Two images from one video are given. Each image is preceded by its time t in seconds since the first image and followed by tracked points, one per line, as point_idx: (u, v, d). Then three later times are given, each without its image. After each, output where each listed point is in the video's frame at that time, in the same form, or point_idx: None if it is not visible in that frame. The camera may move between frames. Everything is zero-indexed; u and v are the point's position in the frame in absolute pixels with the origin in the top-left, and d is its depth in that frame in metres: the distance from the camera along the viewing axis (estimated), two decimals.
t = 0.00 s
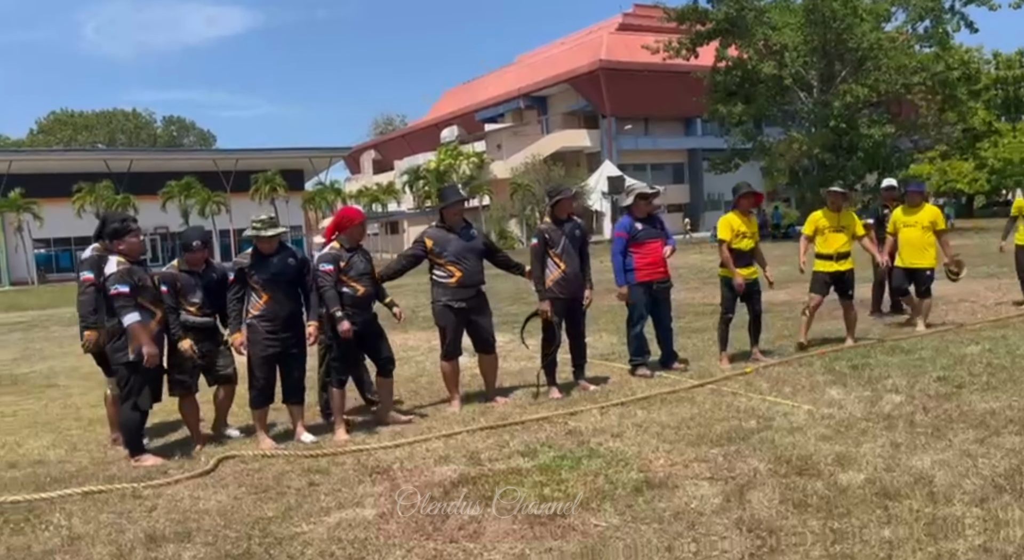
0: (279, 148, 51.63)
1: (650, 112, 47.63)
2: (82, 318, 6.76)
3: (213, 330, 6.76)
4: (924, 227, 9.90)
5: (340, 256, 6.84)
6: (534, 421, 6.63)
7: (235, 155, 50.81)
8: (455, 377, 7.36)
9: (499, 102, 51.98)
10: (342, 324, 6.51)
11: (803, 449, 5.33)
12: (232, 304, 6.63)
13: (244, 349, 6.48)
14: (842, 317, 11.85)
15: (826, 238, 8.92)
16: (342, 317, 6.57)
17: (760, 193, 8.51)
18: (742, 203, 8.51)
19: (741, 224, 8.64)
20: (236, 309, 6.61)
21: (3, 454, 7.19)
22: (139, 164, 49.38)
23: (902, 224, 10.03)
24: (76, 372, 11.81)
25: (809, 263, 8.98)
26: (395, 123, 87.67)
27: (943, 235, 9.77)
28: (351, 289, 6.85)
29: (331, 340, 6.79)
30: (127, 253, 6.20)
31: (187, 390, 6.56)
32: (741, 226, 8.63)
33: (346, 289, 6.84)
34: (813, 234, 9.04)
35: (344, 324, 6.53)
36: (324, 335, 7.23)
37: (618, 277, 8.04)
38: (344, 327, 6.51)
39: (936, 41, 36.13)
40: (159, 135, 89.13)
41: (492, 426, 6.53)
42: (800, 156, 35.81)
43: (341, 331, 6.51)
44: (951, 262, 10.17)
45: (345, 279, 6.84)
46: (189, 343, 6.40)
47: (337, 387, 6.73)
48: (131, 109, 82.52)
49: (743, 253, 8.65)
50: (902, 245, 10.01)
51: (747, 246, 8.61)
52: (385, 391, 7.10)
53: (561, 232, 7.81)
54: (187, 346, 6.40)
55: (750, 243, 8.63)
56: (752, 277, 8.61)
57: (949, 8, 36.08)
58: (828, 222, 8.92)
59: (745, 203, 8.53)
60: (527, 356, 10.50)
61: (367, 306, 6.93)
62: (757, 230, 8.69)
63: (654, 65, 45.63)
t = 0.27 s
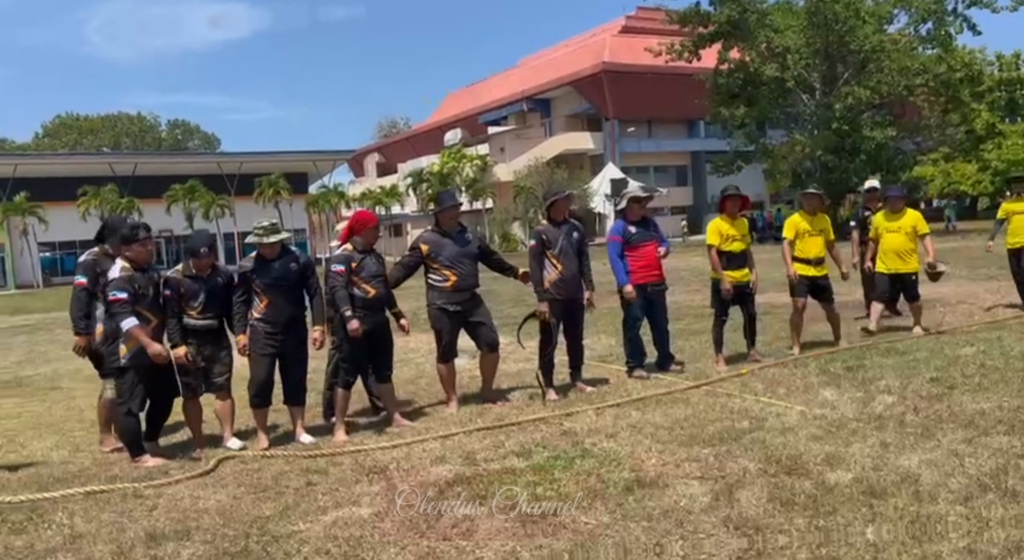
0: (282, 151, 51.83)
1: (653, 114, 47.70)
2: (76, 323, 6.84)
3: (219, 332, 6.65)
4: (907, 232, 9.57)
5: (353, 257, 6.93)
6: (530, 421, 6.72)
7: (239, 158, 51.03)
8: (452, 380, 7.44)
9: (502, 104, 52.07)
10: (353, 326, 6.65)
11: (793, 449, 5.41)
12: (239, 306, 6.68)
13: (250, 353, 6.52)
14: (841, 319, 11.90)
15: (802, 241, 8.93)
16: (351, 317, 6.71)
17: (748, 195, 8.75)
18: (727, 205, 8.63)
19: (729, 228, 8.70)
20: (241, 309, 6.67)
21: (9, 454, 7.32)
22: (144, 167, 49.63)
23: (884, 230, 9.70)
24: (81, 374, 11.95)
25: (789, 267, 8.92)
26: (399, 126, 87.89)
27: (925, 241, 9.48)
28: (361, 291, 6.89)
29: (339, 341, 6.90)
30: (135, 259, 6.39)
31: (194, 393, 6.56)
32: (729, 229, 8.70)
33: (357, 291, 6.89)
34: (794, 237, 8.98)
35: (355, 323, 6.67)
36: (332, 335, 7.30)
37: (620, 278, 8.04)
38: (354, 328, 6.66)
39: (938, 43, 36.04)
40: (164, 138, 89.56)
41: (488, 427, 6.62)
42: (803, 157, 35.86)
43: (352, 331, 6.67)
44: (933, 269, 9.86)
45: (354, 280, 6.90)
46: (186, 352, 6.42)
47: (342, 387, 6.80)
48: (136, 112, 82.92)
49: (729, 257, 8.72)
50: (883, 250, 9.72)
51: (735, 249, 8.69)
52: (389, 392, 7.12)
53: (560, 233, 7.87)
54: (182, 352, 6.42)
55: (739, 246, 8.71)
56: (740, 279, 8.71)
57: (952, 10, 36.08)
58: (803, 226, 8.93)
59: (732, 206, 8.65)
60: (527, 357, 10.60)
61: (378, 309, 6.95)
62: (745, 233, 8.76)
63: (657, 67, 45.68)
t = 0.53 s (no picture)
0: (284, 155, 52.00)
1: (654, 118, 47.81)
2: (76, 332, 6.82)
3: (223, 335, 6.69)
4: (883, 236, 9.43)
5: (364, 260, 7.03)
6: (526, 423, 6.80)
7: (240, 162, 51.20)
8: (452, 383, 7.52)
9: (503, 108, 52.17)
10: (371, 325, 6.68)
11: (784, 450, 5.49)
12: (231, 314, 6.64)
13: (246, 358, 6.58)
14: (838, 321, 11.97)
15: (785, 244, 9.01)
16: (368, 318, 6.75)
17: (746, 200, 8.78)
18: (725, 210, 8.69)
19: (726, 232, 8.79)
20: (232, 318, 6.63)
21: (12, 456, 7.42)
22: (146, 171, 49.81)
23: (859, 233, 9.56)
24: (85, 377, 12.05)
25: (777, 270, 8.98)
26: (400, 129, 88.05)
27: (901, 245, 9.38)
28: (369, 294, 6.97)
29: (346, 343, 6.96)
30: (146, 266, 6.58)
31: (198, 396, 6.69)
32: (728, 233, 8.78)
33: (365, 293, 6.97)
34: (778, 241, 9.04)
35: (372, 324, 6.70)
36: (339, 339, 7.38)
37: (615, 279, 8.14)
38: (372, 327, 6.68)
39: (939, 46, 36.18)
40: (166, 142, 89.86)
41: (485, 429, 6.70)
42: (804, 160, 35.94)
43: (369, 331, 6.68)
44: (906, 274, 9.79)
45: (365, 283, 6.98)
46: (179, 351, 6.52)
47: (347, 389, 6.90)
48: (138, 116, 83.20)
49: (726, 259, 8.76)
50: (857, 255, 9.58)
51: (733, 253, 8.76)
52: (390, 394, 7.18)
53: (558, 237, 7.98)
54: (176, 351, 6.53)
55: (738, 249, 8.79)
56: (736, 283, 8.78)
57: (952, 13, 36.15)
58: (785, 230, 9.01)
59: (728, 209, 8.71)
60: (525, 360, 10.69)
61: (388, 312, 7.04)
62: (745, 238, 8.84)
63: (658, 71, 45.77)
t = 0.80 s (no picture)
0: (285, 158, 52.09)
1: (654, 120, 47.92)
2: (64, 343, 6.93)
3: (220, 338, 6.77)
4: (871, 240, 9.49)
5: (372, 263, 7.11)
6: (526, 425, 6.86)
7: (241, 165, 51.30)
8: (454, 385, 7.59)
9: (503, 111, 52.29)
10: (374, 328, 6.78)
11: (781, 450, 5.56)
12: (227, 318, 6.66)
13: (247, 360, 6.63)
14: (835, 324, 12.05)
15: (777, 247, 9.13)
16: (372, 320, 6.85)
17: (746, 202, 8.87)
18: (724, 213, 8.79)
19: (726, 235, 8.84)
20: (228, 322, 6.65)
21: (16, 458, 7.50)
22: (147, 175, 49.91)
23: (846, 237, 9.58)
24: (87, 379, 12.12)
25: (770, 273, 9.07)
26: (401, 132, 88.24)
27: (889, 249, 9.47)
28: (376, 294, 7.03)
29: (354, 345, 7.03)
30: (148, 269, 6.67)
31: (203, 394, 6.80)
32: (726, 235, 8.85)
33: (372, 295, 7.03)
34: (772, 246, 9.14)
35: (376, 326, 6.79)
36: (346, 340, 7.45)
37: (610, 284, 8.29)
38: (375, 329, 6.77)
39: (938, 50, 36.45)
40: (167, 146, 90.03)
41: (486, 430, 6.77)
42: (804, 163, 36.02)
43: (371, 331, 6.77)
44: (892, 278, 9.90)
45: (373, 286, 7.05)
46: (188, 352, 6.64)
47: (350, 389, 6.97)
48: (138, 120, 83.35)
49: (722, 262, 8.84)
50: (846, 258, 9.58)
51: (731, 255, 8.82)
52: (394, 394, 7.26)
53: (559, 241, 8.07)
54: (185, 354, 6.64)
55: (738, 251, 8.86)
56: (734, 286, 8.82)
57: (951, 17, 36.30)
58: (779, 233, 9.12)
59: (728, 212, 8.80)
60: (525, 362, 10.75)
61: (394, 314, 7.10)
62: (744, 239, 8.94)
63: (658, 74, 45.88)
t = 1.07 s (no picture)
0: (285, 161, 52.22)
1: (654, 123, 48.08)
2: (47, 347, 7.00)
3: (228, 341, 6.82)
4: (865, 242, 9.57)
5: (381, 264, 7.23)
6: (531, 424, 6.94)
7: (241, 168, 51.43)
8: (462, 385, 7.66)
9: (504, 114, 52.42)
10: (374, 329, 6.99)
11: (784, 447, 5.65)
12: (234, 320, 6.67)
13: (255, 362, 6.67)
14: (835, 324, 12.15)
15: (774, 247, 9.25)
16: (371, 319, 7.04)
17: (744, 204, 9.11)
18: (722, 212, 8.95)
19: (728, 233, 8.95)
20: (235, 324, 6.67)
21: (26, 458, 7.58)
22: (147, 178, 50.02)
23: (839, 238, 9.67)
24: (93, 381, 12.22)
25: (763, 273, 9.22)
26: (401, 135, 88.44)
27: (879, 251, 9.58)
28: (386, 294, 7.14)
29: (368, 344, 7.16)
30: (144, 271, 6.79)
31: (208, 397, 6.81)
32: (727, 233, 8.96)
33: (381, 295, 7.14)
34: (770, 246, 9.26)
35: (375, 326, 7.00)
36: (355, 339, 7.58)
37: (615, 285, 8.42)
38: (374, 329, 6.98)
39: (937, 52, 36.64)
40: (167, 149, 90.20)
41: (491, 429, 6.85)
42: (803, 166, 36.14)
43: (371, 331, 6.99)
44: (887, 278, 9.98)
45: (380, 286, 7.17)
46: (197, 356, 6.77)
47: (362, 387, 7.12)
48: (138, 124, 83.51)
49: (724, 262, 8.94)
50: (838, 259, 9.68)
51: (733, 253, 8.92)
52: (401, 393, 7.32)
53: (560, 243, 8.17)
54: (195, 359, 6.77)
55: (739, 250, 8.95)
56: (735, 284, 8.91)
57: (949, 20, 36.47)
58: (776, 233, 9.25)
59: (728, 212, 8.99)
60: (528, 363, 10.85)
61: (403, 312, 7.19)
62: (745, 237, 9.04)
63: (657, 77, 46.03)
